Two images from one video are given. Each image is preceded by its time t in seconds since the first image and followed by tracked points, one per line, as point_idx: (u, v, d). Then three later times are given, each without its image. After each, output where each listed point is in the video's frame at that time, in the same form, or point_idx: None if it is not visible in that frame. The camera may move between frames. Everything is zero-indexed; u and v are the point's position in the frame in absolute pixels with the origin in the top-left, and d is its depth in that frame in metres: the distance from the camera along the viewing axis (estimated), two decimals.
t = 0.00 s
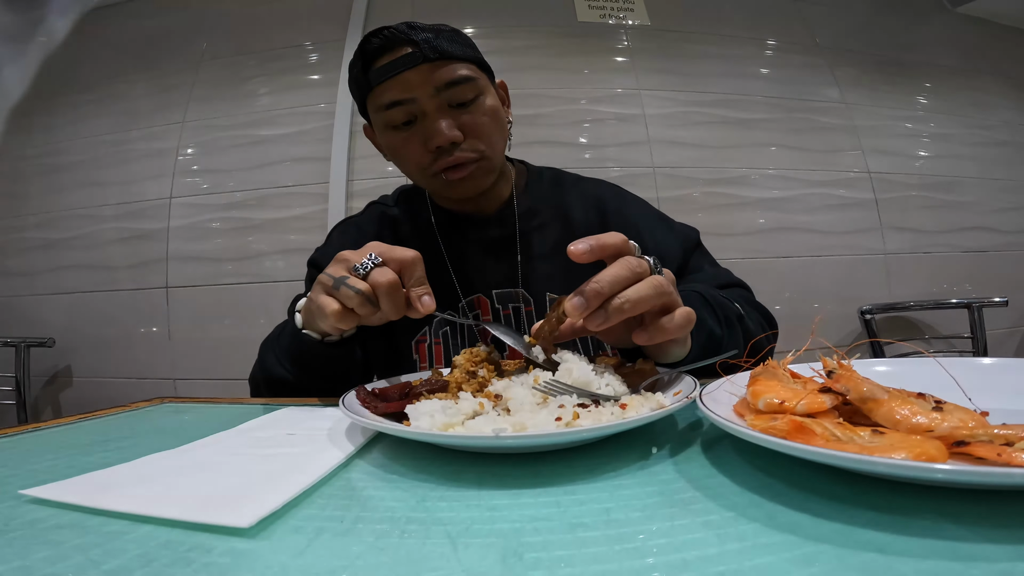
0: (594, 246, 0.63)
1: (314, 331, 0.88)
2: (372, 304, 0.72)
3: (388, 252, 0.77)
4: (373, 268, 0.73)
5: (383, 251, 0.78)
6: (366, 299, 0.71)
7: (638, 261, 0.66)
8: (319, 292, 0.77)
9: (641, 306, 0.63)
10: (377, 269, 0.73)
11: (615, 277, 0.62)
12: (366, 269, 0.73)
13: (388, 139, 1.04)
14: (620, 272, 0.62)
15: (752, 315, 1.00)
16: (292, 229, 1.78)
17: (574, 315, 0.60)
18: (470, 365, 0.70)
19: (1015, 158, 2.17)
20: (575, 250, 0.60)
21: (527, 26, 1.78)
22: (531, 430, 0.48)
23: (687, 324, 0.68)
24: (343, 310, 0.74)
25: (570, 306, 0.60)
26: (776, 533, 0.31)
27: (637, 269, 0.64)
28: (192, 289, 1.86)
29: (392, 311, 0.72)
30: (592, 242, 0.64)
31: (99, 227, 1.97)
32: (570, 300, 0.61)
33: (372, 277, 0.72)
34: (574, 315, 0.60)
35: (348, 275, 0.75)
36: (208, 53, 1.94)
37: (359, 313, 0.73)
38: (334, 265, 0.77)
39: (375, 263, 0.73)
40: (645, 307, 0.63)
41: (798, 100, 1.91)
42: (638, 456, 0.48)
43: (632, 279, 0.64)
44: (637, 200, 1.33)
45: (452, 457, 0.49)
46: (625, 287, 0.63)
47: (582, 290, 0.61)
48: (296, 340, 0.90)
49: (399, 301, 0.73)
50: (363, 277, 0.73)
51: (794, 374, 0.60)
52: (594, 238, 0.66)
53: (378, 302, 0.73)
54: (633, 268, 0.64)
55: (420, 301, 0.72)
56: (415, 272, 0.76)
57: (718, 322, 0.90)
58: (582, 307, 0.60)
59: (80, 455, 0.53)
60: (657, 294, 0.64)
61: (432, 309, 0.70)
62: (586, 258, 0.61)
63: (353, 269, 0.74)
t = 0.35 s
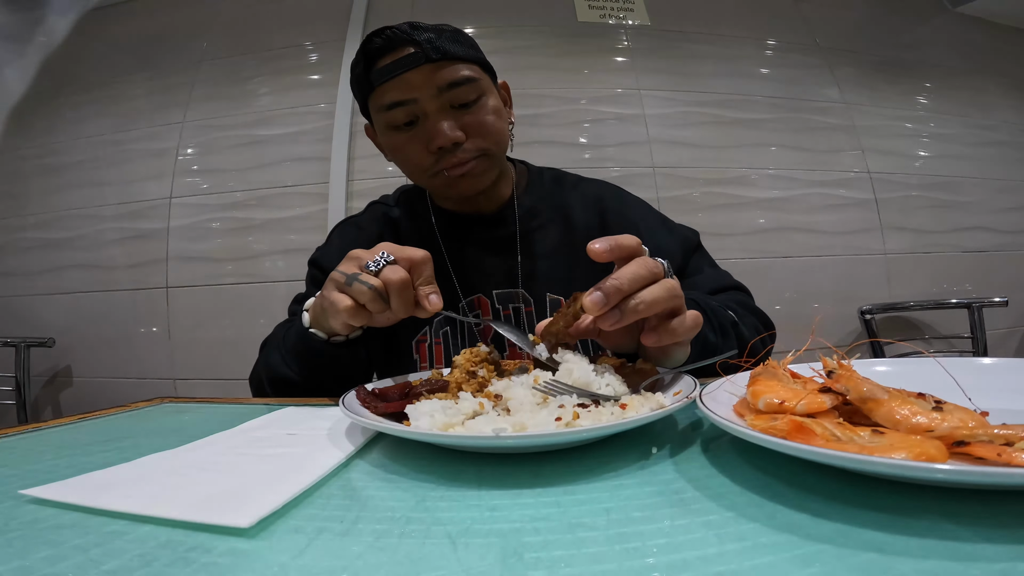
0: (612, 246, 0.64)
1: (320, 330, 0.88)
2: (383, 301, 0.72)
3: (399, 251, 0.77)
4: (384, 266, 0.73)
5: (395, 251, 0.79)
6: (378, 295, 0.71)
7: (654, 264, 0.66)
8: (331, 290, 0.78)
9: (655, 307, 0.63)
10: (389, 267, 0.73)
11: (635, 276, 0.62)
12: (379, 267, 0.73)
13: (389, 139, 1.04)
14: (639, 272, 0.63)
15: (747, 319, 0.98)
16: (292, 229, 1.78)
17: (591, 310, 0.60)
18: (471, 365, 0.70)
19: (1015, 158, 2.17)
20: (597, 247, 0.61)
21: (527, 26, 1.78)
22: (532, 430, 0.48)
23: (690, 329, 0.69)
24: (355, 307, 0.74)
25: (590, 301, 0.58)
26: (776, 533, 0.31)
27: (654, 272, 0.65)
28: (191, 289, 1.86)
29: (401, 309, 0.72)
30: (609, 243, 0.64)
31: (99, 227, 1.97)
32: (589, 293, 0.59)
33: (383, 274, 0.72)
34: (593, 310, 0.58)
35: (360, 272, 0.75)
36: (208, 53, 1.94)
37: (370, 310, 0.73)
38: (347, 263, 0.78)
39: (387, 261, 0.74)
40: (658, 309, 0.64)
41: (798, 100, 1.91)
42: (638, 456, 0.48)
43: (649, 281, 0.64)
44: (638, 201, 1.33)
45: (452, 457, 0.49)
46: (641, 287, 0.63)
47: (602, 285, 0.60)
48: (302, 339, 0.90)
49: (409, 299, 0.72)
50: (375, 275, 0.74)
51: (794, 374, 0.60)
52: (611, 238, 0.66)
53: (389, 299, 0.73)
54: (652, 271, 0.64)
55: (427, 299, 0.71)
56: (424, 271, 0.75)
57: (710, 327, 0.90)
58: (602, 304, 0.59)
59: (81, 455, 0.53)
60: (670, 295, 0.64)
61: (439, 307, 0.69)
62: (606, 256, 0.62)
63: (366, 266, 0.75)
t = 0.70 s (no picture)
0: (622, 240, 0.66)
1: (323, 330, 0.89)
2: (389, 299, 0.72)
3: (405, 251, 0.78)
4: (391, 265, 0.74)
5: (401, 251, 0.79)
6: (384, 293, 0.71)
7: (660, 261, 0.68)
8: (336, 287, 0.78)
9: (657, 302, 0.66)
10: (395, 265, 0.74)
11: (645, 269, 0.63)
12: (385, 265, 0.73)
13: (388, 138, 1.04)
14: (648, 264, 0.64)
15: (742, 322, 0.98)
16: (292, 229, 1.78)
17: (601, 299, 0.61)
18: (471, 364, 0.70)
19: (1015, 157, 2.17)
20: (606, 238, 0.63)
21: (527, 25, 1.78)
22: (532, 430, 0.48)
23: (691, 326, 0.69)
24: (360, 304, 0.74)
25: (604, 288, 0.59)
26: (775, 533, 0.31)
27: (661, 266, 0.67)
28: (191, 289, 1.86)
29: (406, 307, 0.72)
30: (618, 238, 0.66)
31: (99, 227, 1.97)
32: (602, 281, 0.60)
33: (389, 272, 0.73)
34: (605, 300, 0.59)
35: (366, 271, 0.75)
36: (208, 53, 1.94)
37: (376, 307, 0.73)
38: (353, 261, 0.78)
39: (393, 259, 0.74)
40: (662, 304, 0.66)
41: (798, 100, 1.91)
42: (638, 456, 0.48)
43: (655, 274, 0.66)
44: (638, 201, 1.32)
45: (452, 457, 0.49)
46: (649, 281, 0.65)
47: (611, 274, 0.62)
48: (304, 339, 0.90)
49: (414, 299, 0.73)
50: (381, 273, 0.74)
51: (794, 374, 0.60)
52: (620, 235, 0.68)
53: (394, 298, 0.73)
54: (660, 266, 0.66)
55: (431, 298, 0.71)
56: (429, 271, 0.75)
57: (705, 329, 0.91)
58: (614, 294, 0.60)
59: (81, 455, 0.53)
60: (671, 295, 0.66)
61: (443, 306, 0.69)
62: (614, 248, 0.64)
63: (372, 265, 0.75)
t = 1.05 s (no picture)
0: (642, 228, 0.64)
1: (323, 330, 0.89)
2: (389, 298, 0.72)
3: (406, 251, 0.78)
4: (390, 264, 0.73)
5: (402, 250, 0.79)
6: (384, 292, 0.71)
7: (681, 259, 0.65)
8: (336, 286, 0.78)
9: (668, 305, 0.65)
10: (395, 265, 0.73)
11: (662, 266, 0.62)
12: (386, 264, 0.73)
13: (390, 132, 1.03)
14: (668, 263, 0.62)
15: (747, 320, 0.98)
16: (292, 229, 1.78)
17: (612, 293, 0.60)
18: (471, 364, 0.70)
19: (1015, 157, 2.17)
20: (626, 225, 0.61)
21: (527, 25, 1.78)
22: (531, 430, 0.48)
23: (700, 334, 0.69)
24: (360, 303, 0.74)
25: (616, 282, 0.58)
26: (776, 533, 0.31)
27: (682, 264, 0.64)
28: (192, 289, 1.86)
29: (406, 307, 0.72)
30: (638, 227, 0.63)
31: (99, 227, 1.97)
32: (617, 273, 0.58)
33: (389, 272, 0.72)
34: (616, 294, 0.58)
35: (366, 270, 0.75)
36: (208, 53, 1.94)
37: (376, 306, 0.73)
38: (354, 261, 0.78)
39: (393, 259, 0.74)
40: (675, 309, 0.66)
41: (798, 100, 1.91)
42: (638, 455, 0.48)
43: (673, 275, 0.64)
44: (636, 199, 1.33)
45: (452, 457, 0.49)
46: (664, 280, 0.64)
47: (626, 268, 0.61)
48: (304, 338, 0.90)
49: (414, 299, 0.73)
50: (382, 273, 0.74)
51: (794, 374, 0.60)
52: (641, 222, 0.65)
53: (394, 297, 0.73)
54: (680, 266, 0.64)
55: (431, 299, 0.70)
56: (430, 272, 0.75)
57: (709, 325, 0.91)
58: (627, 289, 0.58)
59: (81, 455, 0.53)
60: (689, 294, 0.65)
61: (443, 306, 0.69)
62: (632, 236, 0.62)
63: (373, 264, 0.75)
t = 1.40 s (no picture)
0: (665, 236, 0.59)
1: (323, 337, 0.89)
2: (390, 314, 0.72)
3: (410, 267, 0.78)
4: (394, 279, 0.74)
5: (405, 265, 0.79)
6: (386, 308, 0.71)
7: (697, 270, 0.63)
8: (338, 299, 0.77)
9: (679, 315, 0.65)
10: (399, 280, 0.74)
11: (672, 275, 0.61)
12: (390, 280, 0.74)
13: (387, 135, 1.03)
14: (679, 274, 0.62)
15: (755, 317, 0.99)
16: (292, 229, 1.78)
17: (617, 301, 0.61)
18: (470, 365, 0.70)
19: (1015, 157, 2.17)
20: (646, 241, 0.57)
21: (527, 26, 1.78)
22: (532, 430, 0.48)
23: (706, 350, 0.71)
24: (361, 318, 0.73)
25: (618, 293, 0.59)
26: (775, 533, 0.31)
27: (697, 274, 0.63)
28: (191, 289, 1.86)
29: (408, 322, 0.72)
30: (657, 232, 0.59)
31: (99, 227, 1.97)
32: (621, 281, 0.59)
33: (393, 287, 0.72)
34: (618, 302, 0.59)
35: (369, 284, 0.75)
36: (208, 53, 1.94)
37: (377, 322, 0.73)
38: (357, 273, 0.78)
39: (397, 275, 0.74)
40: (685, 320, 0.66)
41: (798, 100, 1.91)
42: (638, 456, 0.48)
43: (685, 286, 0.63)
44: (634, 198, 1.33)
45: (452, 457, 0.49)
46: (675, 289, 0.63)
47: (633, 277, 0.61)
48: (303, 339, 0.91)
49: (416, 314, 0.72)
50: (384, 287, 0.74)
51: (794, 374, 0.60)
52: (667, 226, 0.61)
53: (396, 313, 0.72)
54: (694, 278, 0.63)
55: (435, 317, 0.70)
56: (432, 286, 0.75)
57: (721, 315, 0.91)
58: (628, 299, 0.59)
59: (81, 455, 0.53)
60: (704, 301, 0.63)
61: (446, 324, 0.69)
62: (652, 248, 0.58)
63: (377, 279, 0.75)
